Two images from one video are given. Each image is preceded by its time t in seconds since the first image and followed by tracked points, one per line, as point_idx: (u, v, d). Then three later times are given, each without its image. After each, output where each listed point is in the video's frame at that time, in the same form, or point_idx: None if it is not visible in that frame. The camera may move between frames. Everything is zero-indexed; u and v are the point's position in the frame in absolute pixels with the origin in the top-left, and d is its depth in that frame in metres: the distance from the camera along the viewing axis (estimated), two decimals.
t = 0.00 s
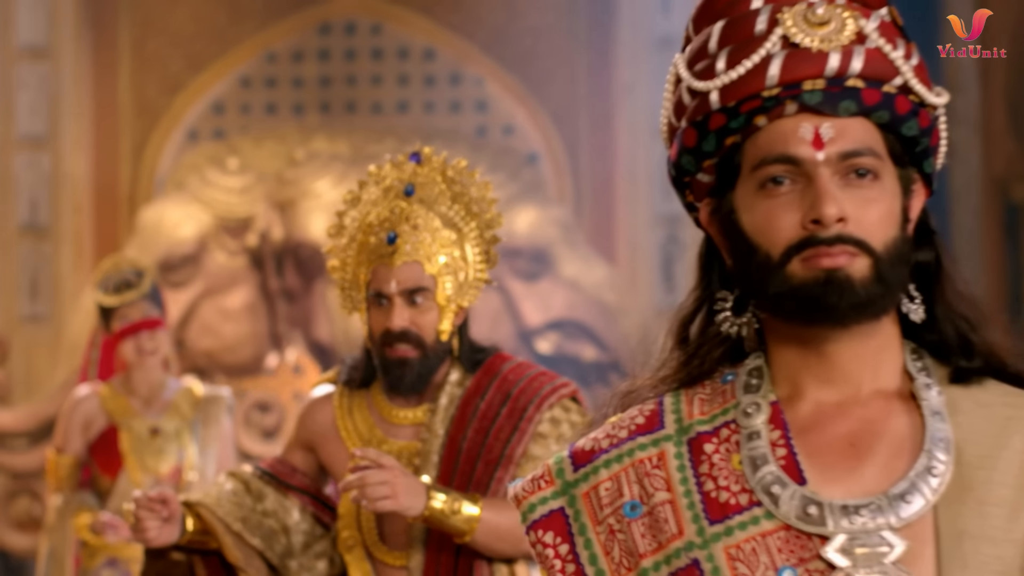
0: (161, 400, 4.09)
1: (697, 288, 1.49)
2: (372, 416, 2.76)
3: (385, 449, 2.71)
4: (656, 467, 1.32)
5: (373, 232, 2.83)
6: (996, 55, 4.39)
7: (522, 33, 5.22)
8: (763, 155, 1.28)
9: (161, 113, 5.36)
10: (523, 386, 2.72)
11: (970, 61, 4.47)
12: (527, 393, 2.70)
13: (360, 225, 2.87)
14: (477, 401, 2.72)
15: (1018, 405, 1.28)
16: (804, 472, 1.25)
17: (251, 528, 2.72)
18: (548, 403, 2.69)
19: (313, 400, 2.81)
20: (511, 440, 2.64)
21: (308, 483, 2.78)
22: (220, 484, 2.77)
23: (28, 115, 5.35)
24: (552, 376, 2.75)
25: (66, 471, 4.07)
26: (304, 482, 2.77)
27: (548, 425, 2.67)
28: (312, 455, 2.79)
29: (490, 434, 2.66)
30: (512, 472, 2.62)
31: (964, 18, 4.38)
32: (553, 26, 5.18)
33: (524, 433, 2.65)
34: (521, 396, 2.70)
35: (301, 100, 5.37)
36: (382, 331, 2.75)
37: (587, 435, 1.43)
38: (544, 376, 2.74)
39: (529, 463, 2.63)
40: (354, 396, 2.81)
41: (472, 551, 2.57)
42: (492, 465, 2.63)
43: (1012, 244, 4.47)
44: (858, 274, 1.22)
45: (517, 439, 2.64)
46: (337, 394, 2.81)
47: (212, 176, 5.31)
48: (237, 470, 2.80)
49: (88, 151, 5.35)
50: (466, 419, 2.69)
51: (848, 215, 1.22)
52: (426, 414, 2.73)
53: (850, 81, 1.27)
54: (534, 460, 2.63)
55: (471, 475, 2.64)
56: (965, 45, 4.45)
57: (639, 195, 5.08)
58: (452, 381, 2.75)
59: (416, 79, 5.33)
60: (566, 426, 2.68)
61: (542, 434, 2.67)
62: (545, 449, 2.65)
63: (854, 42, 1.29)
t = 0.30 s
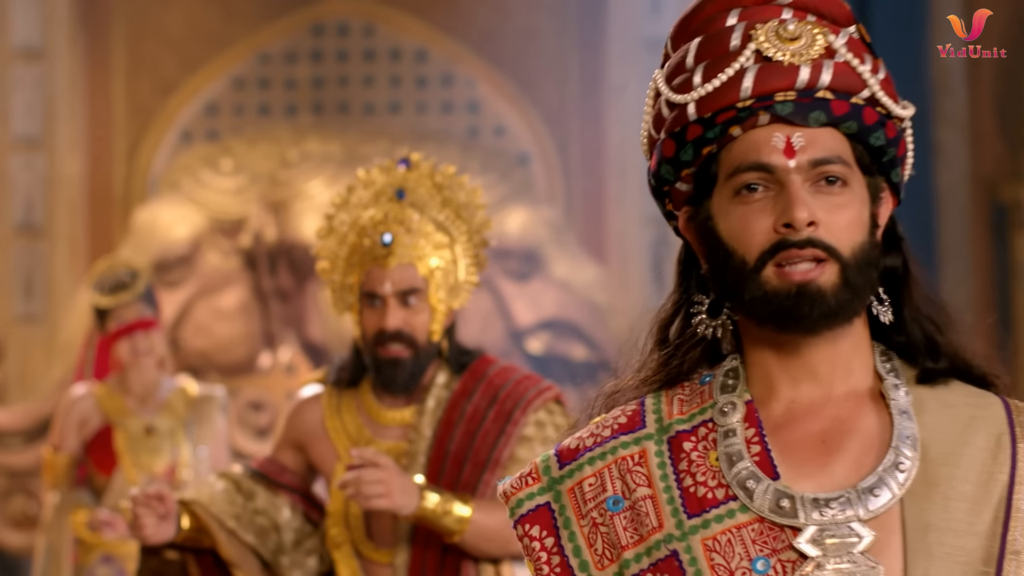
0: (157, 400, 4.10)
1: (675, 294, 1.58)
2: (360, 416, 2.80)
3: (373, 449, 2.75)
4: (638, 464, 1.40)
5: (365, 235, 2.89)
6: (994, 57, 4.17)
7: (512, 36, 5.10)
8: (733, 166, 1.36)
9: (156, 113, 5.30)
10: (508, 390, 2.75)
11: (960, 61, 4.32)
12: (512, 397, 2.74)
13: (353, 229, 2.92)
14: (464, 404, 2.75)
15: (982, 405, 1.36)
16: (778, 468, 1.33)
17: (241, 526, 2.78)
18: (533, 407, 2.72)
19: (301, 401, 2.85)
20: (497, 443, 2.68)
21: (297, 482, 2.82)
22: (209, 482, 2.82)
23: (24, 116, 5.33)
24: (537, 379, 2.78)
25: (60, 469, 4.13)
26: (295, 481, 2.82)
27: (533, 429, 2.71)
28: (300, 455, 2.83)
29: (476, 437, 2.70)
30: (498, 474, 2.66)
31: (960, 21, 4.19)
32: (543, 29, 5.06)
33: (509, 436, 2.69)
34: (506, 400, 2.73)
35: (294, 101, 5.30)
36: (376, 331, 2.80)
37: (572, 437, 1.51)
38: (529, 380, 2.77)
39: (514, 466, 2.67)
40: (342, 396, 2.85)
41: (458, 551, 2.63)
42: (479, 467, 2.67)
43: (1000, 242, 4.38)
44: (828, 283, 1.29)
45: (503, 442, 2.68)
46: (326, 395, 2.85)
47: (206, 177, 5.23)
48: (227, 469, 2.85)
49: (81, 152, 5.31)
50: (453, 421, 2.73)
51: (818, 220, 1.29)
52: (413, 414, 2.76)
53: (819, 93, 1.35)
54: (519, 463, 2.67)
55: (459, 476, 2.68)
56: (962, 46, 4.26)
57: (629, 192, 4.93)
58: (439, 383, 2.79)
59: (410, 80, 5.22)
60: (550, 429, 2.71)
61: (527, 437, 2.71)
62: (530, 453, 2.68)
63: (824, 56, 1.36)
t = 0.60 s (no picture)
0: (156, 399, 4.14)
1: (663, 298, 1.63)
2: (355, 416, 2.85)
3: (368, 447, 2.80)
4: (627, 461, 1.45)
5: (359, 238, 2.94)
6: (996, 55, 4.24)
7: (507, 37, 5.09)
8: (717, 174, 1.41)
9: (153, 117, 5.25)
10: (501, 389, 2.79)
11: (956, 62, 4.42)
12: (505, 396, 2.77)
13: (347, 232, 2.97)
14: (458, 403, 2.79)
15: (958, 405, 1.41)
16: (761, 464, 1.38)
17: (240, 524, 2.81)
18: (525, 406, 2.75)
19: (297, 401, 2.91)
20: (491, 441, 2.72)
21: (293, 481, 2.87)
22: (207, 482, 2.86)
23: (22, 117, 5.26)
24: (529, 378, 2.82)
25: (58, 467, 4.17)
26: (292, 479, 2.87)
27: (526, 428, 2.74)
28: (296, 454, 2.88)
29: (470, 436, 2.74)
30: (492, 472, 2.70)
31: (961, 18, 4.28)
32: (537, 29, 5.06)
33: (503, 435, 2.73)
34: (499, 399, 2.77)
35: (290, 102, 5.26)
36: (367, 333, 2.86)
37: (562, 436, 1.56)
38: (521, 379, 2.81)
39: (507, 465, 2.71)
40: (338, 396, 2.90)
41: (454, 550, 2.67)
42: (473, 466, 2.71)
43: (992, 245, 4.40)
44: (809, 283, 1.34)
45: (497, 441, 2.72)
46: (322, 396, 2.90)
47: (202, 178, 5.19)
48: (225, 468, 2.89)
49: (81, 154, 5.23)
50: (447, 420, 2.77)
51: (799, 224, 1.34)
52: (406, 413, 2.82)
53: (799, 102, 1.40)
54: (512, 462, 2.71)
55: (453, 475, 2.73)
56: (963, 46, 4.36)
57: (622, 194, 4.96)
58: (433, 383, 2.83)
59: (405, 84, 5.22)
60: (542, 429, 2.75)
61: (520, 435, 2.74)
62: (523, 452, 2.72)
63: (804, 68, 1.41)
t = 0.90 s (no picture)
0: (156, 400, 4.19)
1: (651, 301, 1.68)
2: (357, 416, 2.91)
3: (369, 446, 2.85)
4: (617, 459, 1.50)
5: (360, 242, 2.99)
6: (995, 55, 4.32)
7: (504, 38, 5.12)
8: (704, 183, 1.46)
9: (152, 119, 5.22)
10: (499, 389, 2.84)
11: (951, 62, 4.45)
12: (502, 396, 2.82)
13: (348, 236, 3.02)
14: (456, 403, 2.84)
15: (936, 406, 1.46)
16: (746, 462, 1.43)
17: (244, 521, 2.87)
18: (521, 405, 2.80)
19: (301, 402, 2.96)
20: (488, 439, 2.77)
21: (296, 480, 2.92)
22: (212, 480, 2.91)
23: (21, 121, 5.23)
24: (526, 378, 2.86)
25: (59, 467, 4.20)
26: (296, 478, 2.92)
27: (523, 427, 2.79)
28: (299, 453, 2.93)
29: (468, 435, 2.79)
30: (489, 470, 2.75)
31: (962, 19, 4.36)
32: (533, 31, 5.10)
33: (499, 433, 2.77)
34: (496, 398, 2.82)
35: (287, 104, 5.25)
36: (371, 335, 2.90)
37: (553, 434, 1.61)
38: (518, 379, 2.86)
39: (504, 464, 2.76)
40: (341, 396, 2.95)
41: (451, 546, 2.71)
42: (470, 463, 2.76)
43: (985, 245, 4.48)
44: (793, 286, 1.39)
45: (494, 439, 2.76)
46: (325, 396, 2.95)
47: (201, 180, 5.15)
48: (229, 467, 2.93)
49: (80, 157, 5.20)
50: (446, 419, 2.83)
51: (783, 232, 1.39)
52: (406, 413, 2.87)
53: (784, 114, 1.46)
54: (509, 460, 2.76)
55: (451, 473, 2.78)
56: (963, 46, 4.40)
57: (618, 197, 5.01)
58: (432, 384, 2.88)
59: (402, 86, 5.22)
60: (539, 427, 2.80)
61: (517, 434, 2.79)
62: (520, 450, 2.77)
63: (787, 80, 1.47)
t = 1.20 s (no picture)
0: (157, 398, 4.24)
1: (643, 302, 1.71)
2: (359, 414, 2.92)
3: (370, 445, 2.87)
4: (611, 457, 1.53)
5: (372, 243, 3.02)
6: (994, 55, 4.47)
7: (502, 40, 5.11)
8: (697, 186, 1.50)
9: (151, 120, 5.17)
10: (498, 388, 2.87)
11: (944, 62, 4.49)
12: (502, 395, 2.86)
13: (356, 237, 3.05)
14: (457, 402, 2.87)
15: (923, 406, 1.49)
16: (736, 460, 1.47)
17: (248, 518, 2.90)
18: (521, 404, 2.84)
19: (304, 401, 2.98)
20: (488, 438, 2.80)
21: (298, 479, 2.94)
22: (217, 478, 2.93)
23: (20, 123, 5.19)
24: (525, 378, 2.90)
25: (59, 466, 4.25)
26: (298, 476, 2.94)
27: (523, 427, 2.83)
28: (303, 452, 2.95)
29: (468, 433, 2.82)
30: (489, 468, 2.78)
31: (962, 19, 4.48)
32: (531, 34, 5.10)
33: (499, 432, 2.81)
34: (496, 398, 2.85)
35: (286, 106, 5.21)
36: (389, 334, 2.93)
37: (549, 432, 1.64)
38: (518, 379, 2.90)
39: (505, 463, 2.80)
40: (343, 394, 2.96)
41: (451, 544, 2.75)
42: (471, 462, 2.79)
43: (981, 246, 4.52)
44: (783, 287, 1.43)
45: (494, 438, 2.80)
46: (327, 395, 2.96)
47: (201, 181, 5.14)
48: (234, 466, 2.96)
49: (80, 156, 5.17)
50: (446, 418, 2.85)
51: (774, 235, 1.43)
52: (407, 412, 2.89)
53: (774, 120, 1.49)
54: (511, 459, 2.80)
55: (451, 471, 2.81)
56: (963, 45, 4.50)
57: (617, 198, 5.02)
58: (433, 383, 2.90)
59: (401, 88, 5.19)
60: (539, 426, 2.85)
61: (516, 433, 2.83)
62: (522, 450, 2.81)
63: (778, 87, 1.51)
